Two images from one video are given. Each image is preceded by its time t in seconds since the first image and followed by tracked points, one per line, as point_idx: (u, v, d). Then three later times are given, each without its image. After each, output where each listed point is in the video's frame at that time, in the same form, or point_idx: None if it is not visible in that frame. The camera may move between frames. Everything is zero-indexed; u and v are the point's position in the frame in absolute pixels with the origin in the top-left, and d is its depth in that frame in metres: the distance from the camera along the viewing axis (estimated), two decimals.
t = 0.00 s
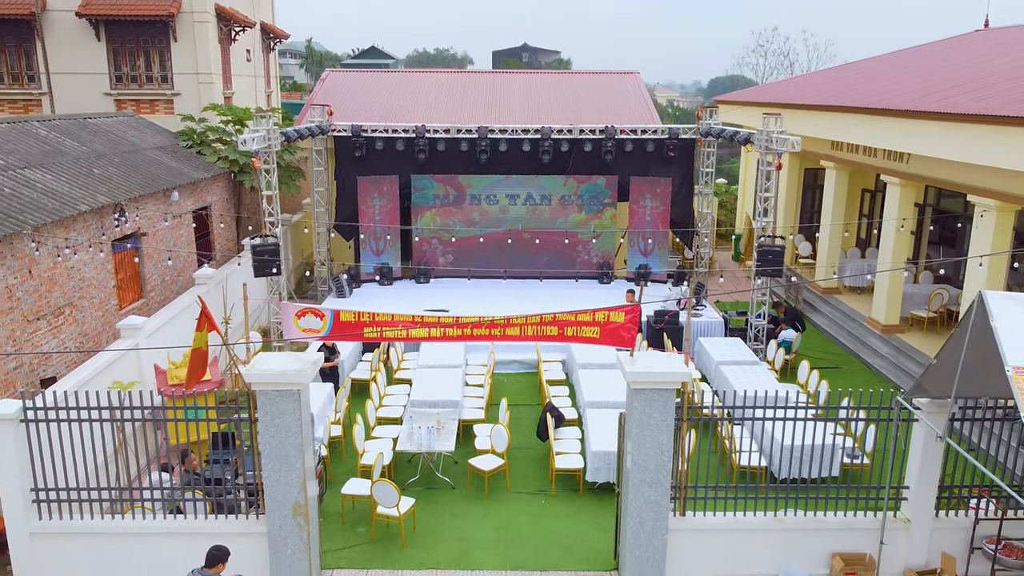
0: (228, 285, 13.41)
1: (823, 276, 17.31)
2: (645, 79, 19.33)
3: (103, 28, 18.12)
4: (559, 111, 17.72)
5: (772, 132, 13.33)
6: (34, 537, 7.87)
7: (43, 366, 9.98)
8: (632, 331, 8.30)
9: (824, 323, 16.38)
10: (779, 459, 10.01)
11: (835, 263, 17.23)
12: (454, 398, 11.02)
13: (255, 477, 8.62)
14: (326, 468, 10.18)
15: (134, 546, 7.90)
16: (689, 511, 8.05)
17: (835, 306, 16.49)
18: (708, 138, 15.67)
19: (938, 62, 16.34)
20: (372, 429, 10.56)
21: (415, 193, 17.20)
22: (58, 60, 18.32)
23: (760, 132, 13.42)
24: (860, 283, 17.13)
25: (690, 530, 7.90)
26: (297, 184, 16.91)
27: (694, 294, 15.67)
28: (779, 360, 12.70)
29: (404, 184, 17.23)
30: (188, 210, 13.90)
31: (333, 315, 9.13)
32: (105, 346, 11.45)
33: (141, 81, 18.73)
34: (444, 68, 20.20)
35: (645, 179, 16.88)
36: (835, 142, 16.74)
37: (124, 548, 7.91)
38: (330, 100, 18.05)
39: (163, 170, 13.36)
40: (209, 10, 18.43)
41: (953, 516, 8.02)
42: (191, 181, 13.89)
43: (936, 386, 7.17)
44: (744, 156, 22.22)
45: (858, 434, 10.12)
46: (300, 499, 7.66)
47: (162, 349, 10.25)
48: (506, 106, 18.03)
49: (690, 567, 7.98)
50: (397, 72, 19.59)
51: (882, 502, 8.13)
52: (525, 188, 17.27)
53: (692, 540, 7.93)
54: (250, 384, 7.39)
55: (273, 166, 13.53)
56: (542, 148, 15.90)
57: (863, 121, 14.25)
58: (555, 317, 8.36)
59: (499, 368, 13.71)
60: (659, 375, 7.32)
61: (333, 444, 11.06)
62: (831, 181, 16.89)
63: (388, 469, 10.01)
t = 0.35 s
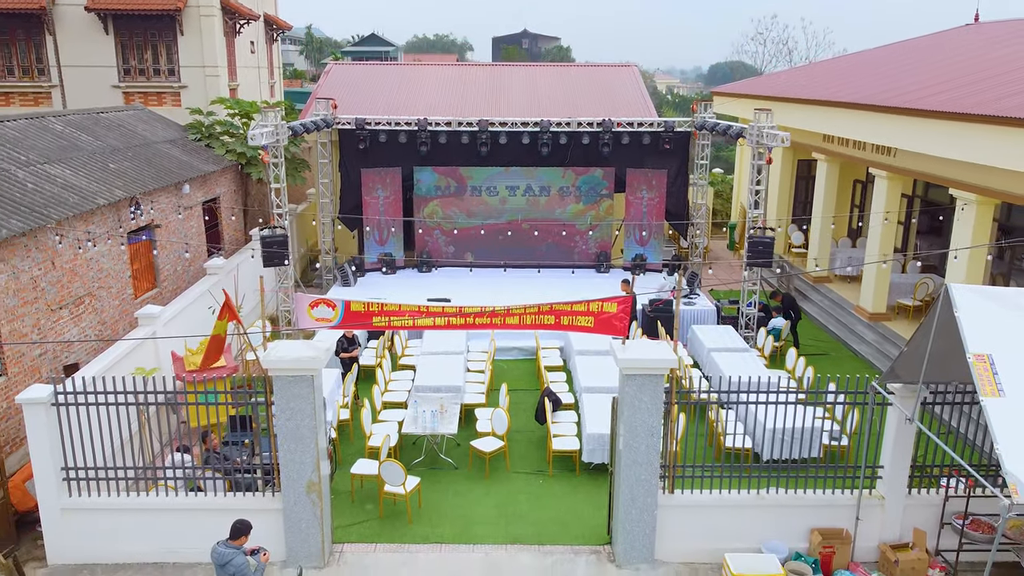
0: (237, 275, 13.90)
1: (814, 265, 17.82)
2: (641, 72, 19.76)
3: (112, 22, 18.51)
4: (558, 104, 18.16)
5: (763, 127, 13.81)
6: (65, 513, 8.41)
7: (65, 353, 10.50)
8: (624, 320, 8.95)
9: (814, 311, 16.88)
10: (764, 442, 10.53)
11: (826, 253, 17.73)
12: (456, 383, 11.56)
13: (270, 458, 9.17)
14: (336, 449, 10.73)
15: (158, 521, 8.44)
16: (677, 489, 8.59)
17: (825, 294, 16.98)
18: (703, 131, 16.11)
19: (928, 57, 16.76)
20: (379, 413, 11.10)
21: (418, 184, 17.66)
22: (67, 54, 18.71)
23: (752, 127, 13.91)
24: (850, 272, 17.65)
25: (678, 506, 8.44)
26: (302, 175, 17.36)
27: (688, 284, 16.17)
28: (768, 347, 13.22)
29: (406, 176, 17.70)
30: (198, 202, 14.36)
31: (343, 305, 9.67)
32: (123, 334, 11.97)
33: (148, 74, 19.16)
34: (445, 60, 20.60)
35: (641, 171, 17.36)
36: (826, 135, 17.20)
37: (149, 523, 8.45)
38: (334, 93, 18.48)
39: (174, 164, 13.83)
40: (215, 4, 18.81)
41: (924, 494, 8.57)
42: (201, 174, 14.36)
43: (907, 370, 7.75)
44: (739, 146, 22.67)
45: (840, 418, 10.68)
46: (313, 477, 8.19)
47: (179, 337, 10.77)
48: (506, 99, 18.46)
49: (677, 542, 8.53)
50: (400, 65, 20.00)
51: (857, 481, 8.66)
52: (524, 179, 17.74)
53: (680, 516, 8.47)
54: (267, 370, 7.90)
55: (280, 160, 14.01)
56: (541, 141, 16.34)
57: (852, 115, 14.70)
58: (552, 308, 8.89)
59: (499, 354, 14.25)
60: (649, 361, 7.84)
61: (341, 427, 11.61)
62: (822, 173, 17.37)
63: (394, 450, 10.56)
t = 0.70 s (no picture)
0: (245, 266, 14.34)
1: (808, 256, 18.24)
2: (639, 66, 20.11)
3: (119, 17, 18.84)
4: (557, 97, 18.53)
5: (755, 123, 14.25)
6: (89, 494, 8.90)
7: (84, 342, 10.97)
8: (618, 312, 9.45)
9: (806, 301, 17.33)
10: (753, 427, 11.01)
11: (818, 244, 18.16)
12: (458, 370, 12.03)
13: (282, 442, 9.65)
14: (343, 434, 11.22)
15: (178, 502, 8.93)
16: (668, 472, 9.07)
17: (816, 285, 17.42)
18: (699, 125, 16.50)
19: (919, 53, 17.13)
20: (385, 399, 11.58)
21: (420, 177, 18.08)
22: (75, 48, 19.06)
23: (745, 123, 14.34)
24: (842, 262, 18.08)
25: (669, 488, 8.93)
26: (307, 168, 17.76)
27: (683, 274, 16.60)
28: (759, 336, 13.68)
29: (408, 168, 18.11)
30: (206, 195, 14.77)
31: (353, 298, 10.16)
32: (137, 324, 12.44)
33: (155, 68, 19.52)
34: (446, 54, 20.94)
35: (638, 165, 17.77)
36: (819, 129, 17.61)
37: (169, 504, 8.94)
38: (337, 87, 18.84)
39: (185, 158, 14.24)
40: None
41: (902, 476, 9.06)
42: (209, 168, 14.76)
43: (885, 358, 8.19)
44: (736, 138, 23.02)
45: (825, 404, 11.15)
46: (324, 460, 8.66)
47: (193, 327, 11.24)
48: (507, 93, 18.82)
49: (668, 521, 9.02)
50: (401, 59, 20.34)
51: (839, 463, 9.15)
52: (524, 173, 18.15)
53: (671, 496, 8.96)
54: (281, 359, 8.38)
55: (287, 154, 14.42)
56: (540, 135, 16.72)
57: (843, 111, 15.08)
58: (551, 300, 9.36)
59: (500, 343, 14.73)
60: (642, 351, 8.31)
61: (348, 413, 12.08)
62: (815, 166, 17.80)
63: (399, 436, 11.05)
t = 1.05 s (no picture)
0: (254, 260, 14.83)
1: (800, 249, 18.75)
2: (636, 63, 20.53)
3: (127, 16, 19.26)
4: (555, 95, 18.97)
5: (748, 121, 14.71)
6: (113, 477, 9.42)
7: (103, 334, 11.48)
8: (613, 305, 9.95)
9: (797, 293, 17.79)
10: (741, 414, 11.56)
11: (810, 238, 18.65)
12: (460, 360, 12.55)
13: (295, 428, 10.17)
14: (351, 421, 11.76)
15: (197, 484, 9.46)
16: (660, 456, 9.60)
17: (808, 278, 17.88)
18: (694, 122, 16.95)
19: (909, 52, 17.57)
20: (391, 388, 12.10)
21: (422, 173, 18.54)
22: (85, 46, 19.48)
23: (738, 121, 14.80)
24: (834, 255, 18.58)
25: (660, 471, 9.45)
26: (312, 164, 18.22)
27: (678, 268, 17.11)
28: (750, 327, 14.20)
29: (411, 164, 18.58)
30: (215, 190, 15.23)
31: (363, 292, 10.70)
32: (152, 316, 12.94)
33: (163, 65, 19.96)
34: (447, 51, 21.35)
35: (635, 161, 18.24)
36: (811, 126, 18.07)
37: (188, 486, 9.47)
38: (341, 84, 19.27)
39: (195, 156, 14.70)
40: None
41: (881, 460, 9.59)
42: (218, 164, 15.23)
43: (864, 349, 8.69)
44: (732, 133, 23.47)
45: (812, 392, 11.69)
46: (335, 445, 9.17)
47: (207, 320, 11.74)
48: (507, 90, 19.26)
49: (660, 502, 9.56)
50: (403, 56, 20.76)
51: (822, 448, 9.67)
52: (524, 168, 18.61)
53: (662, 479, 9.49)
54: (295, 350, 8.88)
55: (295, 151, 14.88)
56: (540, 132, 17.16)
57: (833, 109, 15.54)
58: (549, 294, 9.87)
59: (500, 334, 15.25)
60: (635, 341, 8.82)
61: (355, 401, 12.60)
62: (808, 162, 18.27)
63: (405, 422, 11.57)
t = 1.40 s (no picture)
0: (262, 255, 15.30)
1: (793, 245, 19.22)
2: (633, 62, 20.94)
3: (134, 15, 19.64)
4: (554, 93, 19.40)
5: (740, 121, 15.17)
6: (131, 462, 9.90)
7: (119, 327, 11.94)
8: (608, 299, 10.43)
9: (789, 287, 18.22)
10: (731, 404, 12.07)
11: (802, 234, 19.12)
12: (461, 352, 13.03)
13: (304, 416, 10.65)
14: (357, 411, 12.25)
15: (211, 470, 9.94)
16: (652, 443, 10.08)
17: (800, 272, 18.31)
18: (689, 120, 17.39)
19: (899, 53, 18.00)
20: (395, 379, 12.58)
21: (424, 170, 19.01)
22: (92, 44, 19.86)
23: (731, 121, 15.26)
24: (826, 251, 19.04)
25: (652, 458, 9.94)
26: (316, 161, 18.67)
27: (673, 263, 17.56)
28: (742, 321, 14.69)
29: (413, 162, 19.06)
30: (223, 187, 15.68)
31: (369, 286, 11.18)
32: (164, 309, 13.41)
33: (169, 64, 20.34)
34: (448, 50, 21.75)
35: (631, 158, 18.71)
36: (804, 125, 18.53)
37: (202, 471, 9.95)
38: (344, 82, 19.69)
39: (204, 154, 15.15)
40: None
41: (862, 447, 10.09)
42: (226, 162, 15.68)
43: (845, 340, 9.18)
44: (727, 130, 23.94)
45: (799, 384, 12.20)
46: (343, 432, 9.65)
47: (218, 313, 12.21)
48: (507, 88, 19.68)
49: (652, 487, 10.05)
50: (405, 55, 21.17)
51: (806, 436, 10.16)
52: (523, 165, 19.06)
53: (654, 465, 9.98)
54: (305, 342, 9.36)
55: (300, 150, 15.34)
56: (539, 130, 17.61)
57: (824, 108, 15.98)
58: (547, 289, 10.36)
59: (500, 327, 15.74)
60: (628, 334, 9.30)
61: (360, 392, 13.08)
62: (800, 159, 18.74)
63: (409, 411, 12.05)
